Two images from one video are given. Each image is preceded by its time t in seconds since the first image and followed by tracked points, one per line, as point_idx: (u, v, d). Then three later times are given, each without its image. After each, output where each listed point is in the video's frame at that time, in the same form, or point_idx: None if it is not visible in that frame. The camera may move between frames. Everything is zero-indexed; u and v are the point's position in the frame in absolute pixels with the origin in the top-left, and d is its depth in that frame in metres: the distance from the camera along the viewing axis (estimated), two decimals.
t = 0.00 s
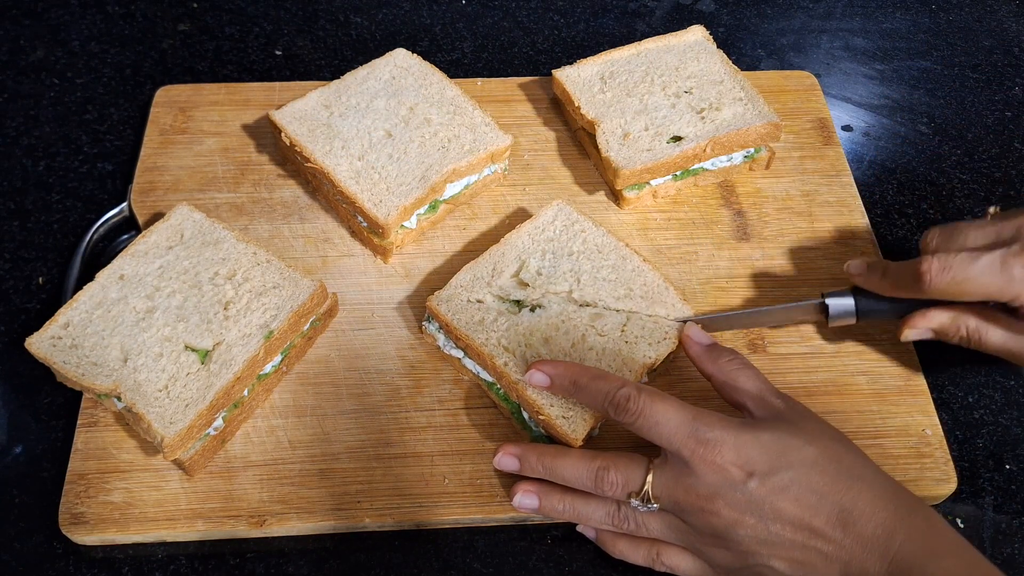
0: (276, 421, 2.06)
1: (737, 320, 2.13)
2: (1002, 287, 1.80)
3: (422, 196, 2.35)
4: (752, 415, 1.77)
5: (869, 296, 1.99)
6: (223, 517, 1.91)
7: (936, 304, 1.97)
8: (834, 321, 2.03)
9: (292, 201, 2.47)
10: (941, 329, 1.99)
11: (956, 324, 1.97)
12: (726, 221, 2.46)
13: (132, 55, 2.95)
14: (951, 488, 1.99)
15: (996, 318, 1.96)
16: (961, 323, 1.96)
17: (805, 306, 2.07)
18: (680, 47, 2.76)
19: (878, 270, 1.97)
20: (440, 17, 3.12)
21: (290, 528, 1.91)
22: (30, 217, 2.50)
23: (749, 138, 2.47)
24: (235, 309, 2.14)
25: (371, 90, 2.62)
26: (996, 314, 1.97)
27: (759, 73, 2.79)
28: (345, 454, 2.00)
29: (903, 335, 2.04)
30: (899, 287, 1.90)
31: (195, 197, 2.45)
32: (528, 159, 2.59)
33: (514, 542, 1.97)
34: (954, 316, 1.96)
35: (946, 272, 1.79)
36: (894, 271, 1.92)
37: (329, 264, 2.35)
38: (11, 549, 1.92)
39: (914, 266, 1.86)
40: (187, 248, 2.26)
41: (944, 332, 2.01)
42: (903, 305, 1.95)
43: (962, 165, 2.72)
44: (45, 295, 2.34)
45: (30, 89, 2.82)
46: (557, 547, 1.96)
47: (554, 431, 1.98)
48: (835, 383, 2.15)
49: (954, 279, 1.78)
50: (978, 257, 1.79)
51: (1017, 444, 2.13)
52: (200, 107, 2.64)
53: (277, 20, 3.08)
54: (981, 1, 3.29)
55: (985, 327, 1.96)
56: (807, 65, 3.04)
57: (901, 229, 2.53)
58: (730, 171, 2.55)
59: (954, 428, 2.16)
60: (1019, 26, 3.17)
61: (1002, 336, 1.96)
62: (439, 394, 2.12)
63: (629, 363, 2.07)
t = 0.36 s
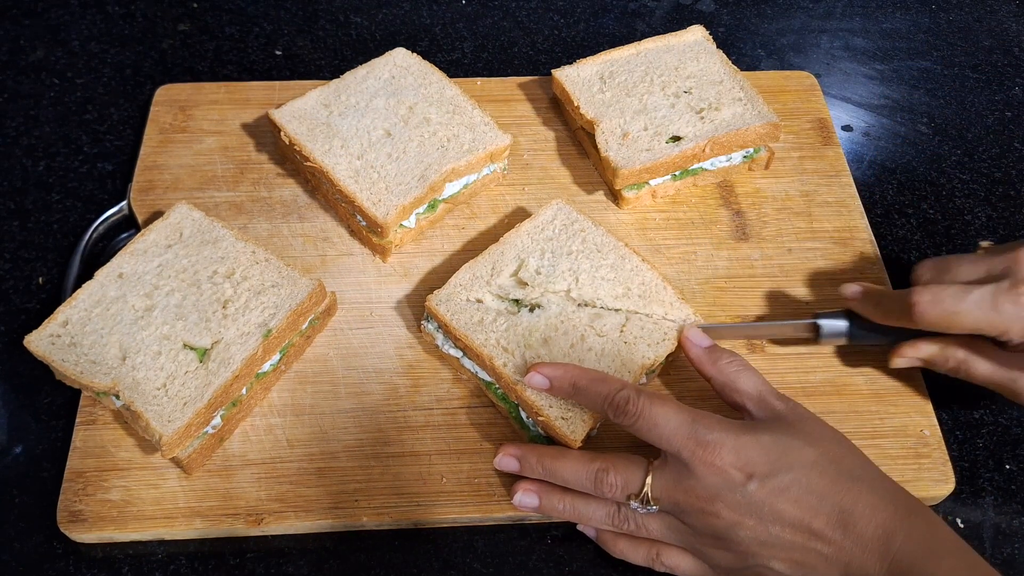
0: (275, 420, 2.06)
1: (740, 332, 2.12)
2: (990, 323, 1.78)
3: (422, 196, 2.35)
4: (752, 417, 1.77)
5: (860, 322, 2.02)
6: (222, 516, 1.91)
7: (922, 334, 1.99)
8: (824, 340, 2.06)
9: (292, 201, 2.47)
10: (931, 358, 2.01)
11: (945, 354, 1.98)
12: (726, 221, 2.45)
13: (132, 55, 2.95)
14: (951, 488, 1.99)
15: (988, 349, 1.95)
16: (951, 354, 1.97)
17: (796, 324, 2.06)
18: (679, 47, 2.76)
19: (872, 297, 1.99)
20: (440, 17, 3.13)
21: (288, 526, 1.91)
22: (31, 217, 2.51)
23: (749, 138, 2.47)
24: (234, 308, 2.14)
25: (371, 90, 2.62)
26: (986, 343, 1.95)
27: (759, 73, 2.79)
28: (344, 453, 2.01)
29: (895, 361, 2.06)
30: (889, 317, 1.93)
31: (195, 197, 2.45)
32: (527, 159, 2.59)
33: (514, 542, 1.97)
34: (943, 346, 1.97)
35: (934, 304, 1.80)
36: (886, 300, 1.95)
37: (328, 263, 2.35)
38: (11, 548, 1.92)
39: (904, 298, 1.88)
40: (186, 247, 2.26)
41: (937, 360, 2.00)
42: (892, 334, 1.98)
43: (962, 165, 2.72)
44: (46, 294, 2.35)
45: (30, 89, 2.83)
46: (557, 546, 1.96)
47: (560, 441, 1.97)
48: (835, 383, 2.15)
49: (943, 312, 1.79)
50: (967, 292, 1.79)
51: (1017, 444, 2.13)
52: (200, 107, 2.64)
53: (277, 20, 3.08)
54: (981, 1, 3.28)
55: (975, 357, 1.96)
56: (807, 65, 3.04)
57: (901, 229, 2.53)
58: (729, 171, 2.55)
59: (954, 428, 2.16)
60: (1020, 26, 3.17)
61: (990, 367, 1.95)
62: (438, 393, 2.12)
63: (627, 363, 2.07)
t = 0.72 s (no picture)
0: (275, 420, 2.06)
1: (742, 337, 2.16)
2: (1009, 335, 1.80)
3: (422, 196, 2.35)
4: (755, 424, 1.76)
5: (881, 330, 2.08)
6: (222, 516, 1.91)
7: (942, 345, 2.02)
8: (844, 347, 2.12)
9: (292, 201, 2.47)
10: (948, 369, 2.02)
11: (965, 366, 2.00)
12: (726, 221, 2.45)
13: (132, 55, 2.95)
14: (950, 488, 1.99)
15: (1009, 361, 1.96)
16: (970, 364, 1.99)
17: (816, 330, 2.12)
18: (679, 47, 2.76)
19: (893, 305, 2.05)
20: (440, 17, 3.13)
21: (288, 526, 1.91)
22: (30, 217, 2.51)
23: (749, 138, 2.47)
24: (234, 308, 2.14)
25: (371, 90, 2.62)
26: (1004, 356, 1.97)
27: (759, 73, 2.79)
28: (344, 453, 2.01)
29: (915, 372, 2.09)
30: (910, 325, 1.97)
31: (195, 197, 2.45)
32: (528, 159, 2.59)
33: (514, 542, 1.97)
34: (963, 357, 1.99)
35: (956, 314, 1.82)
36: (908, 308, 1.99)
37: (329, 263, 2.35)
38: (11, 549, 1.92)
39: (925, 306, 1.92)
40: (186, 247, 2.26)
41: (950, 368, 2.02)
42: (911, 341, 2.04)
43: (962, 165, 2.72)
44: (45, 294, 2.35)
45: (30, 89, 2.83)
46: (557, 546, 1.96)
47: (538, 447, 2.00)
48: (835, 383, 2.15)
49: (964, 321, 1.81)
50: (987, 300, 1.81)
51: (1017, 444, 2.13)
52: (200, 107, 2.64)
53: (277, 20, 3.08)
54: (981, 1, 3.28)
55: (995, 368, 1.97)
56: (807, 65, 3.04)
57: (901, 229, 2.53)
58: (730, 171, 2.55)
59: (954, 428, 2.15)
60: (1020, 26, 3.17)
61: (1010, 379, 1.96)
62: (438, 393, 2.12)
63: (627, 363, 2.07)
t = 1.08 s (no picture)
0: (275, 420, 2.06)
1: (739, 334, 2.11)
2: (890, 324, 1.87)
3: (422, 196, 2.35)
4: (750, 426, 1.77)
5: (758, 319, 2.10)
6: (222, 515, 1.91)
7: (817, 336, 2.03)
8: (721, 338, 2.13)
9: (292, 201, 2.47)
10: (827, 359, 2.03)
11: (840, 356, 2.00)
12: (726, 221, 2.45)
13: (132, 55, 2.95)
14: (950, 488, 1.99)
15: (881, 351, 1.96)
16: (845, 354, 1.99)
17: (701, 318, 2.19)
18: (679, 47, 2.76)
19: (770, 297, 2.08)
20: (440, 17, 3.13)
21: (288, 526, 1.91)
22: (31, 217, 2.51)
23: (749, 138, 2.47)
24: (234, 308, 2.14)
25: (371, 90, 2.62)
26: (877, 346, 1.97)
27: (759, 73, 2.79)
28: (344, 453, 2.01)
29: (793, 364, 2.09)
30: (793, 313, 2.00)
31: (195, 197, 2.45)
32: (527, 159, 2.59)
33: (514, 542, 1.97)
34: (839, 346, 2.00)
35: (828, 303, 1.89)
36: (784, 297, 2.04)
37: (328, 263, 2.35)
38: (11, 549, 1.92)
39: (800, 295, 1.97)
40: (186, 247, 2.26)
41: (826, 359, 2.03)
42: (789, 332, 2.06)
43: (962, 165, 2.72)
44: (46, 294, 2.35)
45: (30, 89, 2.83)
46: (557, 546, 1.96)
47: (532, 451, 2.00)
48: (834, 383, 2.15)
49: (834, 310, 1.89)
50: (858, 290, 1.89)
51: (1017, 444, 2.13)
52: (200, 107, 2.64)
53: (277, 20, 3.08)
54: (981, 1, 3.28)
55: (867, 357, 1.97)
56: (807, 65, 3.04)
57: (901, 229, 2.53)
58: (729, 171, 2.55)
59: (954, 428, 2.15)
60: (1020, 26, 3.17)
61: (883, 369, 1.96)
62: (437, 393, 2.12)
63: (626, 363, 2.07)
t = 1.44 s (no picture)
0: (275, 420, 2.06)
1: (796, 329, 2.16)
2: None
3: (422, 196, 2.35)
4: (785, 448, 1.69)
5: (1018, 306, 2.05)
6: (222, 515, 1.91)
7: None
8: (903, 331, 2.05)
9: (292, 201, 2.47)
10: None
11: None
12: (726, 221, 2.46)
13: (132, 55, 2.95)
14: (950, 488, 1.99)
15: None
16: None
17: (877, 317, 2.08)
18: (679, 47, 2.76)
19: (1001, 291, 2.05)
20: (440, 17, 3.13)
21: (288, 526, 1.91)
22: (30, 217, 2.51)
23: (749, 138, 2.47)
24: (234, 308, 2.14)
25: (371, 90, 2.62)
26: None
27: (760, 73, 2.79)
28: (344, 453, 2.00)
29: None
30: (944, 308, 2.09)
31: (195, 197, 2.45)
32: (527, 159, 2.59)
33: (514, 542, 1.96)
34: None
35: None
36: None
37: (328, 263, 2.35)
38: (11, 549, 1.92)
39: None
40: (186, 247, 2.26)
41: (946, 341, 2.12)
42: None
43: (962, 165, 2.72)
44: (45, 294, 2.35)
45: (30, 89, 2.83)
46: (557, 546, 1.96)
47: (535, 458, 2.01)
48: (834, 383, 2.15)
49: None
50: None
51: (1017, 444, 2.13)
52: (200, 107, 2.64)
53: (277, 20, 3.08)
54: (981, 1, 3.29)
55: None
56: (807, 65, 3.04)
57: (901, 229, 2.53)
58: (730, 171, 2.55)
59: (954, 427, 2.15)
60: (1019, 26, 3.17)
61: None
62: (437, 393, 2.12)
63: (626, 362, 2.07)
